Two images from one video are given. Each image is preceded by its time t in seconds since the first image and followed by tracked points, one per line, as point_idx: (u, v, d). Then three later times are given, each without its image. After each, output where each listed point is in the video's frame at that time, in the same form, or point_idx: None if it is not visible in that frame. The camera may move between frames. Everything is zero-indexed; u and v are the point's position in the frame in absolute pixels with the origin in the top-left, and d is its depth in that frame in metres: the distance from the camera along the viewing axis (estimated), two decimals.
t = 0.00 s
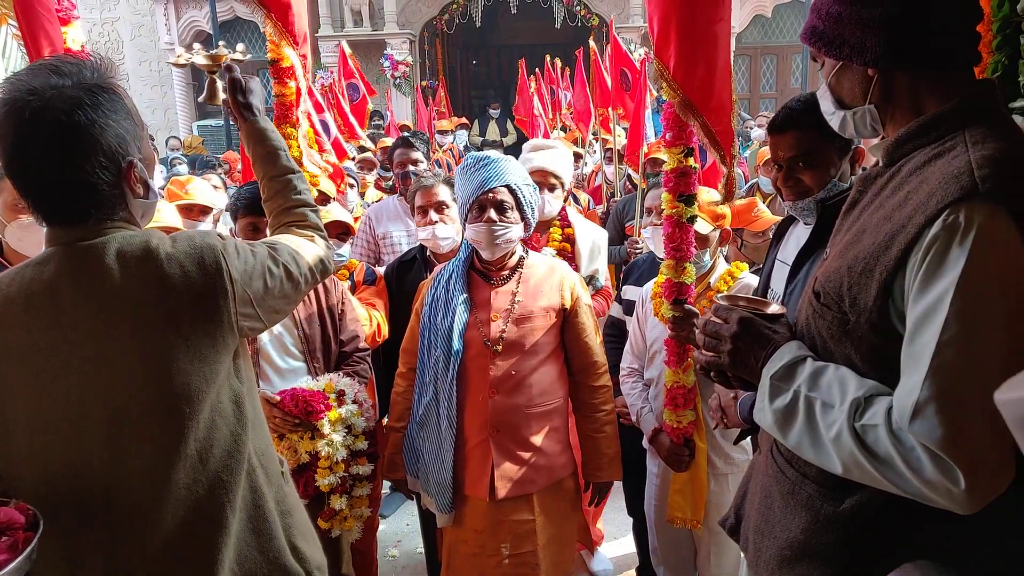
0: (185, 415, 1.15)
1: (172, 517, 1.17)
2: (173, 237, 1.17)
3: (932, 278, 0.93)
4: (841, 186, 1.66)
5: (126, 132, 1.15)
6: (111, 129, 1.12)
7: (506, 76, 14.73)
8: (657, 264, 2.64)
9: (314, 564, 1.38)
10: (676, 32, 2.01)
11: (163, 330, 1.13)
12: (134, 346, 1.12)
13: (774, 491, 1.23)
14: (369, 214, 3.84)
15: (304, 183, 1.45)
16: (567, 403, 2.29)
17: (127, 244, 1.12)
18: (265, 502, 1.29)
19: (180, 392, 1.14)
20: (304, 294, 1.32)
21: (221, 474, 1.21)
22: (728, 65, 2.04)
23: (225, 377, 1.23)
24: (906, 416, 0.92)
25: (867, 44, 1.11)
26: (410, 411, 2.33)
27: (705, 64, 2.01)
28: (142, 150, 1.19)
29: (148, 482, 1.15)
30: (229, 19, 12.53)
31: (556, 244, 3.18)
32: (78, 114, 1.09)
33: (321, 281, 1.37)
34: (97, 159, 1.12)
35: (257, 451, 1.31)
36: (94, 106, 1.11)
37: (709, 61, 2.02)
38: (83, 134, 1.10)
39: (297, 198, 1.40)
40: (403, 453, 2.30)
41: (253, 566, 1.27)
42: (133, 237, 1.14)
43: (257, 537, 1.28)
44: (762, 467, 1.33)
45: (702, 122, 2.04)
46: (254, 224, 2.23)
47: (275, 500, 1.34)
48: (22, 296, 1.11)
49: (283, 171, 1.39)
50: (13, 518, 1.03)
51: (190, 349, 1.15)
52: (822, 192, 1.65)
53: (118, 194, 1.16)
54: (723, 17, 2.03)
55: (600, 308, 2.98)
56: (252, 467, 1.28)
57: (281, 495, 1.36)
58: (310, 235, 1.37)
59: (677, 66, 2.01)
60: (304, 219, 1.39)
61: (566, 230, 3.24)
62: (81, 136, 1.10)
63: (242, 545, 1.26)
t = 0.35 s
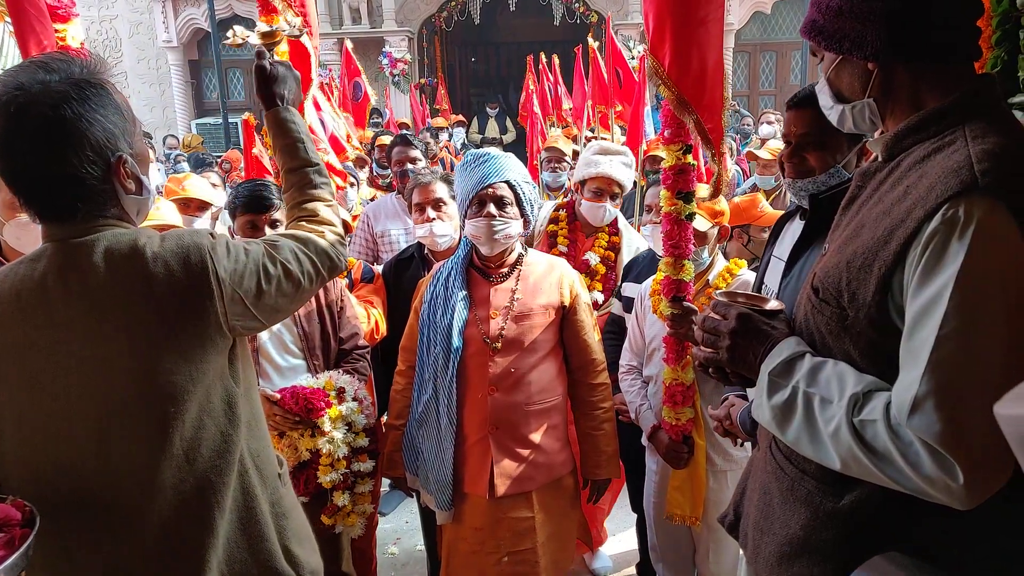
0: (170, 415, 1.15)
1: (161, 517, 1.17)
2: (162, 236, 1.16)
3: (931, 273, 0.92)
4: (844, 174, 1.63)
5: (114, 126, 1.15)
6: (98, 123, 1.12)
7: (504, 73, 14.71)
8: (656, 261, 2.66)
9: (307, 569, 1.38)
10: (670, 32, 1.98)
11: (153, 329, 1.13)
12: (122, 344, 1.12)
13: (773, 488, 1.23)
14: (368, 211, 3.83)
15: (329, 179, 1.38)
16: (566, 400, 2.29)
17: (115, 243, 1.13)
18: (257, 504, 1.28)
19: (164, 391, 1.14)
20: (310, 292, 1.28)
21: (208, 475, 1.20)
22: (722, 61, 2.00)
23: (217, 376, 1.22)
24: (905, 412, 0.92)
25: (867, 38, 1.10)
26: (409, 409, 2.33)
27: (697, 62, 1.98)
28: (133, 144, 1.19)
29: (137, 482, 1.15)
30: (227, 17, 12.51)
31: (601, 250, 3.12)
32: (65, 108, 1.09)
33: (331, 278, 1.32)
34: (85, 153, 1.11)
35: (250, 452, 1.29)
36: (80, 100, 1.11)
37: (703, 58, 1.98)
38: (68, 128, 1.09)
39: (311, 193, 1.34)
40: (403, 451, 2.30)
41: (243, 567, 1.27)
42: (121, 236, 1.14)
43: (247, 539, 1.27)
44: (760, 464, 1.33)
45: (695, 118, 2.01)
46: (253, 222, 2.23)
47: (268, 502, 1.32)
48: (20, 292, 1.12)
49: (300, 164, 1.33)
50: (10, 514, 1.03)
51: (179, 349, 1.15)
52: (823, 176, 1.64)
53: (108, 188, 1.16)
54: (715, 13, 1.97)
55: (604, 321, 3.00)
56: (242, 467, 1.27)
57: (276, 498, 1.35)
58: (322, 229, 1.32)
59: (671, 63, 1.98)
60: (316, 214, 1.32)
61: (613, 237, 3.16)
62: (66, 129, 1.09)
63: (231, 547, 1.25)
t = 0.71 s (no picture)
0: (149, 416, 1.14)
1: (143, 520, 1.16)
2: (146, 235, 1.17)
3: (926, 271, 0.92)
4: (841, 170, 1.63)
5: (96, 121, 1.13)
6: (80, 117, 1.11)
7: (502, 72, 14.69)
8: (651, 260, 2.65)
9: None
10: (660, 31, 1.99)
11: (139, 329, 1.12)
12: (105, 344, 1.12)
13: (768, 486, 1.23)
14: (363, 210, 3.82)
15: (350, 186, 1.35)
16: (561, 398, 2.29)
17: (97, 242, 1.13)
18: (243, 509, 1.27)
19: (144, 391, 1.13)
20: (307, 297, 1.23)
21: (191, 479, 1.18)
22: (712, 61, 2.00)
23: (204, 379, 1.20)
24: (901, 410, 0.92)
25: (862, 35, 1.10)
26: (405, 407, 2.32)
27: (687, 62, 1.99)
28: (118, 140, 1.18)
29: (119, 483, 1.14)
30: (223, 15, 12.45)
31: (603, 250, 3.12)
32: (46, 103, 1.09)
33: (336, 284, 1.27)
34: (66, 147, 1.10)
35: (239, 456, 1.29)
36: (62, 95, 1.10)
37: (692, 59, 1.99)
38: (50, 123, 1.09)
39: (328, 196, 1.30)
40: (398, 450, 2.29)
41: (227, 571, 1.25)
42: (104, 235, 1.14)
43: (233, 550, 1.26)
44: (755, 463, 1.32)
45: (685, 118, 2.03)
46: (247, 220, 2.21)
47: (258, 510, 1.32)
48: (17, 286, 1.13)
49: (321, 163, 1.31)
50: None
51: (162, 351, 1.14)
52: (819, 172, 1.64)
53: (91, 184, 1.15)
54: (704, 13, 1.97)
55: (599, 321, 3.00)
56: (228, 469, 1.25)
57: (266, 505, 1.34)
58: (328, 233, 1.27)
59: (662, 62, 1.99)
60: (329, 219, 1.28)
61: (617, 237, 3.15)
62: (46, 124, 1.09)
63: (214, 552, 1.23)
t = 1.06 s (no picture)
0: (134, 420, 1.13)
1: (130, 523, 1.15)
2: (138, 235, 1.15)
3: (920, 269, 0.92)
4: (831, 169, 1.64)
5: (85, 114, 1.13)
6: (69, 110, 1.11)
7: (498, 70, 14.67)
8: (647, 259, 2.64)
9: None
10: (648, 27, 1.99)
11: (128, 333, 1.11)
12: (93, 348, 1.11)
13: (762, 484, 1.23)
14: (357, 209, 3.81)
15: (379, 227, 1.25)
16: (557, 396, 2.29)
17: (87, 242, 1.12)
18: (236, 522, 1.24)
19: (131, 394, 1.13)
20: (298, 325, 1.15)
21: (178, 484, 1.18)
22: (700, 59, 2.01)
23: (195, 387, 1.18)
24: (894, 408, 0.92)
25: (854, 33, 1.10)
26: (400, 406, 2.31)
27: (674, 60, 2.00)
28: (108, 135, 1.17)
29: (108, 485, 1.14)
30: (217, 13, 12.40)
31: (586, 244, 3.10)
32: (34, 97, 1.08)
33: (347, 320, 1.19)
34: (55, 140, 1.10)
35: (235, 467, 1.27)
36: (50, 89, 1.10)
37: (681, 56, 2.00)
38: (39, 116, 1.08)
39: (351, 231, 1.21)
40: (394, 448, 2.28)
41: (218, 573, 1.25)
42: (94, 234, 1.14)
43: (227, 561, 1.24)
44: (750, 461, 1.32)
45: (672, 115, 2.02)
46: (241, 219, 2.20)
47: (251, 523, 1.30)
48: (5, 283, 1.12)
49: (349, 194, 1.22)
50: None
51: (154, 353, 1.13)
52: (811, 171, 1.64)
53: (82, 178, 1.14)
54: (696, 10, 1.98)
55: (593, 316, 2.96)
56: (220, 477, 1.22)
57: (261, 519, 1.32)
58: (341, 266, 1.18)
59: (650, 59, 1.99)
60: (348, 253, 1.19)
61: (600, 231, 3.16)
62: (35, 118, 1.08)
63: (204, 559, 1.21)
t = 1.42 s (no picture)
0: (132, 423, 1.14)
1: (133, 525, 1.16)
2: (144, 240, 1.15)
3: (917, 267, 0.92)
4: (829, 168, 1.64)
5: (88, 109, 1.14)
6: (72, 106, 1.11)
7: (497, 69, 14.66)
8: (646, 257, 2.64)
9: None
10: (647, 24, 1.99)
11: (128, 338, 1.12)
12: (93, 351, 1.11)
13: (760, 483, 1.23)
14: (356, 208, 3.81)
15: (375, 356, 1.29)
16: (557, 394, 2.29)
17: (92, 244, 1.12)
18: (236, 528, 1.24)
19: (131, 398, 1.13)
20: (251, 397, 1.14)
21: (179, 485, 1.18)
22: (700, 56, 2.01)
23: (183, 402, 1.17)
24: (891, 407, 0.92)
25: (851, 29, 1.10)
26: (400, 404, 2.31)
27: (674, 57, 2.00)
28: (110, 130, 1.18)
29: (109, 485, 1.15)
30: (217, 12, 12.39)
31: (572, 235, 3.11)
32: (37, 94, 1.09)
33: (318, 433, 1.19)
34: (61, 136, 1.10)
35: (239, 484, 1.26)
36: (53, 86, 1.10)
37: (679, 52, 2.01)
38: (43, 113, 1.09)
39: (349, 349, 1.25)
40: (394, 447, 2.28)
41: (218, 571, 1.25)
42: (98, 234, 1.14)
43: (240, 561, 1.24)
44: (747, 459, 1.32)
45: (669, 112, 2.02)
46: (240, 218, 2.19)
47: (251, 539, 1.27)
48: (8, 283, 1.12)
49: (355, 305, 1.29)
50: None
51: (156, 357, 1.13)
52: (809, 171, 1.65)
53: (87, 173, 1.15)
54: (696, 7, 1.99)
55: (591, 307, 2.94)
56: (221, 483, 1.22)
57: (260, 532, 1.30)
58: (325, 376, 1.20)
59: (648, 56, 2.00)
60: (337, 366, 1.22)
61: (585, 224, 3.15)
62: (41, 114, 1.09)
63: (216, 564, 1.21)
